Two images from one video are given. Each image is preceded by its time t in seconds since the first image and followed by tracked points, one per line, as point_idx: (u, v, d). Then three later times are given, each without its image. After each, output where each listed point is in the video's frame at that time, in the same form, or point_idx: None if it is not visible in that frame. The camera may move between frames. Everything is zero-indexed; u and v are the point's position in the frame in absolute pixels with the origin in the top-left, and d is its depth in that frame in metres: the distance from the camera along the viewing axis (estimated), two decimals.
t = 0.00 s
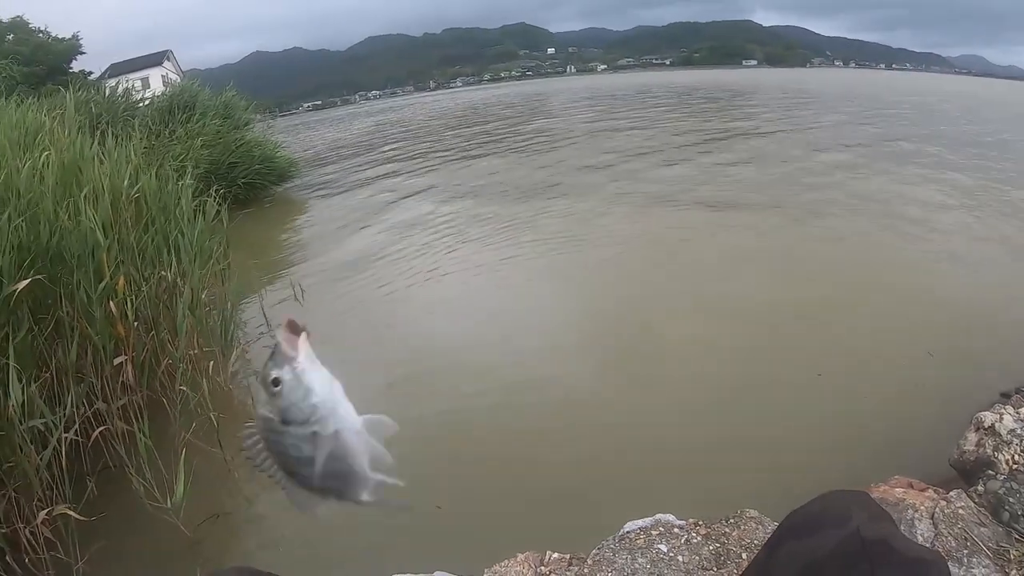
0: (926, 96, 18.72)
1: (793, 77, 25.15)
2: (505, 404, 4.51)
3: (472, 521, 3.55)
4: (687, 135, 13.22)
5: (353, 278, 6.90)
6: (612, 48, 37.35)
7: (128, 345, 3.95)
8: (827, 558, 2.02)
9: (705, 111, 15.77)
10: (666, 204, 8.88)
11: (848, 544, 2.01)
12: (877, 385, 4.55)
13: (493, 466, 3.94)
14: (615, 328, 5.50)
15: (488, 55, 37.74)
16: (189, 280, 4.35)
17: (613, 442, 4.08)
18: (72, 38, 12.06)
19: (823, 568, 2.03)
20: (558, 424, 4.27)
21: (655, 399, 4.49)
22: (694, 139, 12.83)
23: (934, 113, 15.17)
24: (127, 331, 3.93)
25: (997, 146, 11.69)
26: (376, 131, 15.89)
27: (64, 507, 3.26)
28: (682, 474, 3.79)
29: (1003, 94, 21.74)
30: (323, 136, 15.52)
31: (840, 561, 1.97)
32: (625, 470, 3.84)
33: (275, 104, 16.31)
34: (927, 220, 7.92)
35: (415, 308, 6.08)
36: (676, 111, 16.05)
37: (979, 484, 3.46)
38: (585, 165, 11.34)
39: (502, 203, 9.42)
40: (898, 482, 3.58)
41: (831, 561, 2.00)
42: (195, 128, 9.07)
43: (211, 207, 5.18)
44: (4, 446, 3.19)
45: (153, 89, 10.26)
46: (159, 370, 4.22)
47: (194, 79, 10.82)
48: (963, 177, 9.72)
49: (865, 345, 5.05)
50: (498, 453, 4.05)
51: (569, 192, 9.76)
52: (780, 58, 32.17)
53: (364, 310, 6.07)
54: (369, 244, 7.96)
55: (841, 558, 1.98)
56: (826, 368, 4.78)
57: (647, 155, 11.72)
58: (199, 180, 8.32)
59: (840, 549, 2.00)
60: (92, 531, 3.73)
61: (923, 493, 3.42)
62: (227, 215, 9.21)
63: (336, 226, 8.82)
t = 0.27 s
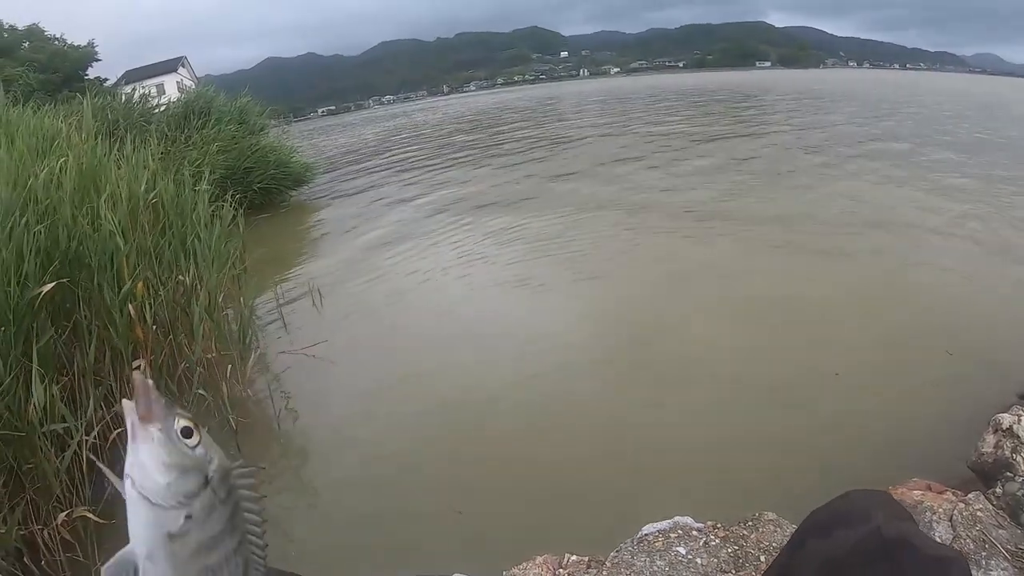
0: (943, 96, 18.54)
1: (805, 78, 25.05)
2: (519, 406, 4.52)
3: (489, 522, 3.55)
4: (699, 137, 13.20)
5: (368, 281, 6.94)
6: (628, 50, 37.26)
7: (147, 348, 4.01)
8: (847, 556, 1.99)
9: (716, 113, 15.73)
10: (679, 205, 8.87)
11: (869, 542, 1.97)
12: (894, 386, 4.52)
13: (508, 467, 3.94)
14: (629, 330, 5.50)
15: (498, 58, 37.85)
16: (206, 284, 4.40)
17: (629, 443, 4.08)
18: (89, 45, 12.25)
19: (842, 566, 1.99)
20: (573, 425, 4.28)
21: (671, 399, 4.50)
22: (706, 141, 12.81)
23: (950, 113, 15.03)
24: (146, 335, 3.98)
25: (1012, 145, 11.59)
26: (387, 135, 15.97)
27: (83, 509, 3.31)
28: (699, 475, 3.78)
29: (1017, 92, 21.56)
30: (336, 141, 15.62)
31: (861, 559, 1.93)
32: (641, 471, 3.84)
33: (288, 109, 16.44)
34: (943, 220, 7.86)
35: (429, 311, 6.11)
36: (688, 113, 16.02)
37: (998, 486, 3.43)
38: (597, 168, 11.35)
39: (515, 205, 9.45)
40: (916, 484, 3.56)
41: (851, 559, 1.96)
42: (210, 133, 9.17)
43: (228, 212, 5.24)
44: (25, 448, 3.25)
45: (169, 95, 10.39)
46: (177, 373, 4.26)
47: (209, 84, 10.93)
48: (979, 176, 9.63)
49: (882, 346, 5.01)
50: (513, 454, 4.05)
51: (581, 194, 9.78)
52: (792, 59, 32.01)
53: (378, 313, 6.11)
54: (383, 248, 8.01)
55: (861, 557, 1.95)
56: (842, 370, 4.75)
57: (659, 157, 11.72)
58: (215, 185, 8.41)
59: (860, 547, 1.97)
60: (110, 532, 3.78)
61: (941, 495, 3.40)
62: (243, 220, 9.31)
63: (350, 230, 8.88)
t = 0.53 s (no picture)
0: (964, 96, 18.29)
1: (822, 78, 24.86)
2: (534, 406, 4.52)
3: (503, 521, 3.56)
4: (714, 138, 13.14)
5: (384, 281, 7.00)
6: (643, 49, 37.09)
7: (165, 346, 4.06)
8: (870, 555, 1.98)
9: (731, 113, 15.67)
10: (694, 207, 8.84)
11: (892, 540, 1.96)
12: (913, 390, 4.49)
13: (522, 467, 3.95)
14: (645, 331, 5.49)
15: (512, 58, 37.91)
16: (225, 282, 4.45)
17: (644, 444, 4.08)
18: (108, 46, 12.41)
19: (865, 565, 1.98)
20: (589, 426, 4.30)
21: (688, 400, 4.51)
22: (720, 142, 12.77)
23: (970, 113, 14.84)
24: (164, 332, 4.03)
25: None
26: (402, 136, 16.06)
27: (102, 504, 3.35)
28: (714, 477, 3.77)
29: None
30: (351, 141, 15.74)
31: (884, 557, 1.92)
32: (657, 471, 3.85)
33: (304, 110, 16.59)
34: (963, 222, 7.77)
35: (445, 311, 6.15)
36: (703, 114, 15.95)
37: (1016, 491, 3.40)
38: (611, 169, 11.34)
39: (529, 206, 9.48)
40: (932, 488, 3.54)
41: (873, 557, 1.96)
42: (228, 134, 9.28)
43: (246, 211, 5.30)
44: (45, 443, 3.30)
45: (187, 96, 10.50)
46: (196, 371, 4.32)
47: (227, 85, 11.06)
48: (1000, 177, 9.50)
49: (900, 349, 4.98)
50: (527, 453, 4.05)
51: (595, 195, 9.79)
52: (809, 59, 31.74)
53: (394, 313, 6.15)
54: (399, 248, 8.08)
55: (883, 555, 1.94)
56: (859, 374, 4.73)
57: (673, 159, 11.70)
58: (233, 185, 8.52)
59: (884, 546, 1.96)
60: (127, 528, 3.82)
61: (958, 499, 3.38)
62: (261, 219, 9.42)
63: (366, 230, 8.95)
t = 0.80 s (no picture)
0: (985, 97, 18.00)
1: (841, 78, 24.60)
2: (552, 407, 4.54)
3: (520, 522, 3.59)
4: (730, 140, 13.08)
5: (402, 281, 7.04)
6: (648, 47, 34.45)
7: (185, 343, 4.11)
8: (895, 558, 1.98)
9: (748, 114, 15.58)
10: (710, 209, 8.81)
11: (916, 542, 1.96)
12: (934, 393, 4.45)
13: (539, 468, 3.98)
14: (662, 332, 5.49)
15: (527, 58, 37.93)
16: (244, 280, 4.50)
17: (660, 446, 4.09)
18: (127, 45, 12.56)
19: (890, 566, 1.98)
20: (604, 427, 4.30)
21: (705, 402, 4.50)
22: (737, 143, 12.72)
23: (992, 114, 14.59)
24: (184, 329, 4.08)
25: None
26: (417, 135, 16.13)
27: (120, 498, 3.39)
28: (729, 479, 3.78)
29: None
30: (366, 141, 15.84)
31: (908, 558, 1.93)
32: (672, 474, 3.85)
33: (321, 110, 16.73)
34: (983, 224, 7.68)
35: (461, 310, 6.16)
36: (718, 115, 15.87)
37: None
38: (626, 170, 11.32)
39: (544, 207, 9.49)
40: (951, 493, 3.51)
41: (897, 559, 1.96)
42: (247, 134, 9.40)
43: (266, 210, 5.34)
44: (62, 437, 3.35)
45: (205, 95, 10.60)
46: (215, 367, 4.37)
47: (245, 85, 11.18)
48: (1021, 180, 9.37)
49: (928, 352, 4.93)
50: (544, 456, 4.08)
51: (611, 195, 9.79)
52: (832, 58, 28.82)
53: (412, 313, 6.18)
54: (415, 247, 8.12)
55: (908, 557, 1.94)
56: (877, 377, 4.70)
57: (689, 160, 11.67)
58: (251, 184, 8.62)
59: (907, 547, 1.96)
60: (145, 522, 3.87)
61: (976, 505, 3.35)
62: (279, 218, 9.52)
63: (382, 230, 9.00)
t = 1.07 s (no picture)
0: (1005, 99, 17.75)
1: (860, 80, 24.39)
2: (566, 409, 4.55)
3: (534, 523, 3.58)
4: (744, 142, 13.02)
5: (417, 280, 7.06)
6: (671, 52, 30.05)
7: (200, 338, 4.13)
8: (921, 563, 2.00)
9: (763, 116, 15.51)
10: (724, 211, 8.78)
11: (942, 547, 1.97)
12: (952, 399, 4.40)
13: (554, 469, 3.98)
14: (677, 334, 5.48)
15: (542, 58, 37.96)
16: (260, 278, 4.52)
17: (675, 448, 4.08)
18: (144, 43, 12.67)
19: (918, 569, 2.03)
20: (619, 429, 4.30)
21: (720, 405, 4.49)
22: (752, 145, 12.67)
23: (1013, 117, 14.42)
24: (199, 325, 4.11)
25: None
26: (431, 135, 16.19)
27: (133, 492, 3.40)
28: (744, 482, 3.76)
29: None
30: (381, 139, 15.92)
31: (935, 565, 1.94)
32: (686, 476, 3.84)
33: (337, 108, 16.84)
34: (1002, 229, 7.60)
35: (476, 311, 6.18)
36: (733, 117, 15.79)
37: None
38: (640, 171, 11.29)
39: (558, 207, 9.49)
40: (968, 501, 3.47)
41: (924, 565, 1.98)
42: (263, 132, 9.51)
43: (282, 207, 5.36)
44: (77, 431, 3.37)
45: (221, 93, 10.66)
46: (229, 364, 4.39)
47: (262, 83, 11.26)
48: None
49: (946, 358, 4.88)
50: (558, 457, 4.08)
51: (625, 197, 9.78)
52: (850, 59, 26.31)
53: (427, 312, 6.20)
54: (429, 247, 8.15)
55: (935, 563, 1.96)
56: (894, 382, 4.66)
57: (704, 162, 11.63)
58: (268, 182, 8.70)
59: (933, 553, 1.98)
60: (160, 517, 3.90)
61: (995, 513, 3.31)
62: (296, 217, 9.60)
63: (397, 229, 9.04)
